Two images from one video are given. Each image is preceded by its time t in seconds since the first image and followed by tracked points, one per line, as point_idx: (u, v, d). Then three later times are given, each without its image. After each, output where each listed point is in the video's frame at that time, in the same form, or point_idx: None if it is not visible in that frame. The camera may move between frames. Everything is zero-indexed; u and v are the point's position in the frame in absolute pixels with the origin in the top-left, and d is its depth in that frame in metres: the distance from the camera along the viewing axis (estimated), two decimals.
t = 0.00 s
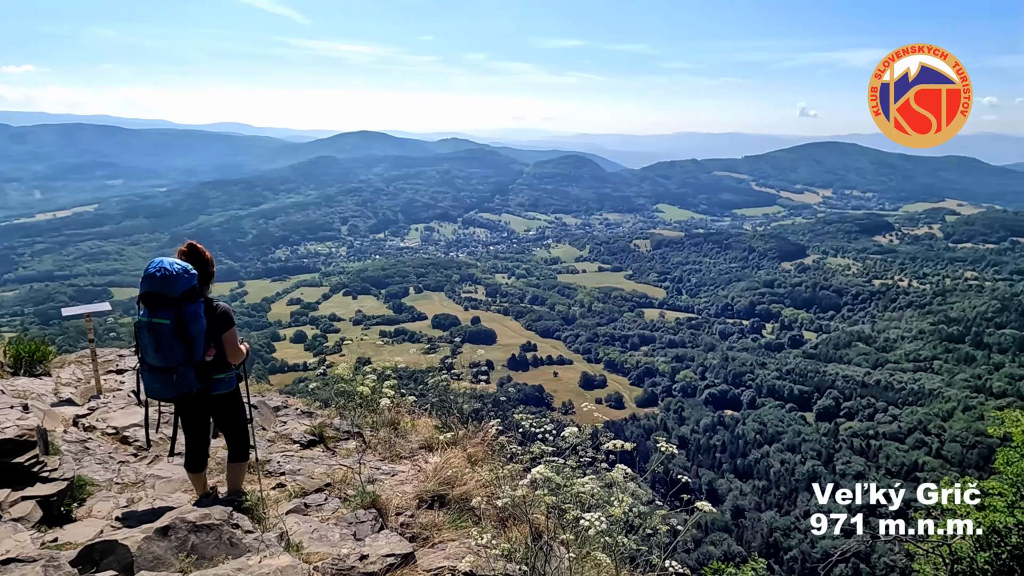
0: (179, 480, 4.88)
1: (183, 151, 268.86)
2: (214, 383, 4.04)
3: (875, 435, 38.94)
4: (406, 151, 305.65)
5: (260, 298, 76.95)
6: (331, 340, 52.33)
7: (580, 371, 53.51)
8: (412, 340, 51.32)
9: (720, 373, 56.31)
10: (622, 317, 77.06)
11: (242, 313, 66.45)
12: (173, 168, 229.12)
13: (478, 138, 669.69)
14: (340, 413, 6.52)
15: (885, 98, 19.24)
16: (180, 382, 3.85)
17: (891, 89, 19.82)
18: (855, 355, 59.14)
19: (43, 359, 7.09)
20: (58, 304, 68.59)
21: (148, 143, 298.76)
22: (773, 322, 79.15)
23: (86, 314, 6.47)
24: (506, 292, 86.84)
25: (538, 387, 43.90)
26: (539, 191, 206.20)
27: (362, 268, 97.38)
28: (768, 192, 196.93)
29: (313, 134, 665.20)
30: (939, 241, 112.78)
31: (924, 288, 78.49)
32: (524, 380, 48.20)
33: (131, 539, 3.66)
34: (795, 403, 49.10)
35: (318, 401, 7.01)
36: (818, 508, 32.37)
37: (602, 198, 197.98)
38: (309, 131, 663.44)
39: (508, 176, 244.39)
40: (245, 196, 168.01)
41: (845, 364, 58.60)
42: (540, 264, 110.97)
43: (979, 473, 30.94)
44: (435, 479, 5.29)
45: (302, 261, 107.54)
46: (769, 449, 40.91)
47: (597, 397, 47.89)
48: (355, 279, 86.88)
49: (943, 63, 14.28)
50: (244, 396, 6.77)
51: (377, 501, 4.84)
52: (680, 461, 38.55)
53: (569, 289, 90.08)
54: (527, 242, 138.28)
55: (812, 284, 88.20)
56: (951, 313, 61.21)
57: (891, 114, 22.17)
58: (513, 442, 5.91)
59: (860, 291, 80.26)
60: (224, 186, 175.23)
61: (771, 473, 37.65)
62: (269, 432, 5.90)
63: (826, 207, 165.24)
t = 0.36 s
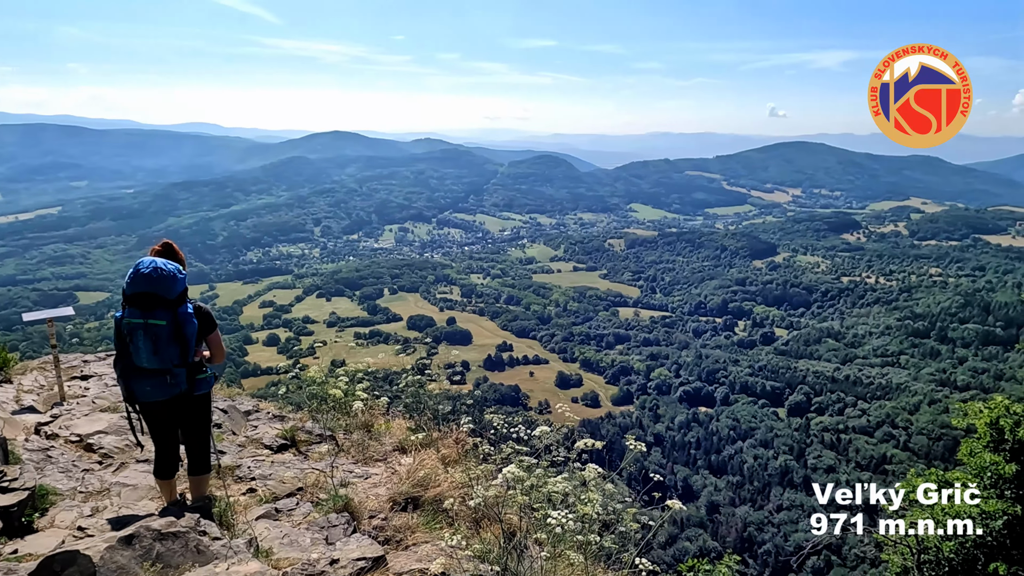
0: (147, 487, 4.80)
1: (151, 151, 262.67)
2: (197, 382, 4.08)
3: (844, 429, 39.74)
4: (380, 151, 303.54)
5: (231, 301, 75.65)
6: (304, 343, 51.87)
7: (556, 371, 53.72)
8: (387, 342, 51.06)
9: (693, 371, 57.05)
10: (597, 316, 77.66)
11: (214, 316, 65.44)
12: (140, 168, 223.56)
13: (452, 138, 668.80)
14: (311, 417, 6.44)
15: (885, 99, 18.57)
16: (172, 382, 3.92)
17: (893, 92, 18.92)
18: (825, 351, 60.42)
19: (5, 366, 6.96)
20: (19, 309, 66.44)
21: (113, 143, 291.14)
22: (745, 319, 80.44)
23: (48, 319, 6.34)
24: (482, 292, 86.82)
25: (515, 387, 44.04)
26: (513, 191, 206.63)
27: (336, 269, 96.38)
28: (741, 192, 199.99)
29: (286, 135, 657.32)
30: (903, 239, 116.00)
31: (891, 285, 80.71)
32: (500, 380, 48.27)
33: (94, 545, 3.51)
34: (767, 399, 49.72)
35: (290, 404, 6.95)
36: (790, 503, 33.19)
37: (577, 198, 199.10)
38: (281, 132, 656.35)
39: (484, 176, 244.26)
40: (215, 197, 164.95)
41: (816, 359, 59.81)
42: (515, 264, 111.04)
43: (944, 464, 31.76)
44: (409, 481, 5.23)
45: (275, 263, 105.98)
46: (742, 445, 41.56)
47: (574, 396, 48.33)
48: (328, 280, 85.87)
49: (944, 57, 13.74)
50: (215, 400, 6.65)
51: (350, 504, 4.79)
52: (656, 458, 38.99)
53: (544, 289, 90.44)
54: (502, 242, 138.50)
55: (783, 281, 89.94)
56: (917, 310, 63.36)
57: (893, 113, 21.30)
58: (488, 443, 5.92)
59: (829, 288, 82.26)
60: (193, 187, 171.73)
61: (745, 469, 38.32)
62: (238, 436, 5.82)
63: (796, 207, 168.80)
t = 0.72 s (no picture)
0: (112, 498, 4.69)
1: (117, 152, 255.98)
2: (165, 387, 4.02)
3: (816, 425, 40.75)
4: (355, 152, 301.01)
5: (202, 305, 74.39)
6: (278, 345, 51.50)
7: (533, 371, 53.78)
8: (362, 344, 50.78)
9: (668, 369, 57.56)
10: (573, 316, 78.04)
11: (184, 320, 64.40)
12: (106, 170, 217.96)
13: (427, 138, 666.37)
14: (284, 421, 6.36)
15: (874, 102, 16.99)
16: (144, 389, 3.84)
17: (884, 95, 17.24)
18: (797, 347, 61.72)
19: None
20: None
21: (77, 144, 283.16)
22: (719, 317, 81.69)
23: (9, 326, 6.14)
24: (457, 293, 86.65)
25: (491, 388, 44.02)
26: (488, 192, 206.92)
27: (310, 271, 95.35)
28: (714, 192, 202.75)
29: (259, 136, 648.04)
30: (871, 237, 118.87)
31: (859, 282, 82.78)
32: (477, 381, 48.22)
33: (56, 559, 3.42)
34: (741, 395, 51.39)
35: (262, 407, 6.87)
36: (765, 498, 34.01)
37: (552, 199, 200.03)
38: (253, 132, 647.34)
39: (460, 177, 243.76)
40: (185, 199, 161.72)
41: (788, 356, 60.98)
42: (491, 265, 110.77)
43: (912, 456, 33.05)
44: (384, 485, 5.19)
45: (247, 266, 104.42)
46: (717, 442, 42.09)
47: (551, 395, 48.50)
48: (302, 282, 84.84)
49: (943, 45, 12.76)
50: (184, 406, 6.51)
51: (322, 510, 4.75)
52: (632, 457, 39.07)
53: (520, 289, 90.64)
54: (478, 243, 138.49)
55: (755, 279, 91.41)
56: (884, 306, 65.26)
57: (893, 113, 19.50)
58: (462, 444, 5.92)
59: (800, 287, 84.11)
60: (162, 189, 168.19)
61: (720, 465, 38.86)
62: (209, 442, 5.73)
63: (767, 207, 171.89)
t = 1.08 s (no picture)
0: (72, 508, 4.58)
1: (79, 152, 248.51)
2: (126, 391, 3.96)
3: (785, 421, 41.93)
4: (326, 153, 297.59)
5: (169, 310, 72.84)
6: (249, 350, 50.85)
7: (507, 372, 53.79)
8: (336, 346, 50.36)
9: (641, 368, 58.03)
10: (547, 316, 78.27)
11: (152, 325, 63.10)
12: (67, 172, 211.27)
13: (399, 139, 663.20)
14: (252, 427, 6.28)
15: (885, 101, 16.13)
16: (106, 397, 3.78)
17: (893, 93, 16.24)
18: (767, 344, 62.94)
19: None
20: None
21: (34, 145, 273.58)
22: (690, 315, 82.88)
23: None
24: (431, 295, 86.35)
25: (466, 389, 43.96)
26: (460, 194, 206.42)
27: (280, 274, 94.03)
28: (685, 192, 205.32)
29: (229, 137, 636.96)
30: (837, 235, 121.80)
31: (826, 280, 85.02)
32: (452, 382, 48.07)
33: None
34: (713, 392, 52.37)
35: (230, 413, 6.78)
36: (737, 493, 34.55)
37: (525, 199, 200.34)
38: (222, 134, 636.25)
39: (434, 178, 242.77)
40: (151, 202, 157.88)
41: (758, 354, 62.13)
42: (464, 266, 110.04)
43: (878, 449, 34.10)
44: (357, 489, 5.15)
45: (215, 269, 102.42)
46: (690, 439, 42.72)
47: (526, 396, 48.55)
48: (272, 286, 83.65)
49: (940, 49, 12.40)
50: (148, 413, 6.33)
51: (292, 515, 4.68)
52: (607, 455, 39.25)
53: (494, 291, 90.65)
54: (451, 244, 138.15)
55: (725, 279, 92.98)
56: (850, 303, 67.11)
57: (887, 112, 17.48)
58: (433, 446, 5.91)
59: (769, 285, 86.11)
60: (127, 192, 163.89)
61: (694, 462, 39.52)
62: (176, 449, 5.64)
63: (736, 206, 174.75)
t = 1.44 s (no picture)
0: (31, 519, 4.46)
1: (36, 152, 239.92)
2: (85, 397, 3.88)
3: (756, 415, 43.40)
4: (296, 153, 293.17)
5: (134, 314, 71.26)
6: (218, 353, 50.20)
7: (481, 372, 53.80)
8: (307, 349, 49.92)
9: (615, 366, 58.44)
10: (520, 315, 78.47)
11: (116, 330, 61.76)
12: (25, 172, 204.04)
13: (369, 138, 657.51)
14: (219, 432, 6.19)
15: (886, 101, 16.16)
16: (66, 405, 3.71)
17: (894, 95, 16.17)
18: (737, 340, 63.92)
19: None
20: None
21: None
22: (662, 313, 83.84)
23: None
24: (404, 295, 85.97)
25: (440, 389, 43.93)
26: (432, 193, 206.01)
27: (249, 276, 92.51)
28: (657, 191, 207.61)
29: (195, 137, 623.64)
30: (803, 233, 124.55)
31: (793, 276, 87.20)
32: (425, 383, 48.04)
33: None
34: (686, 389, 53.07)
35: (198, 418, 6.68)
36: (710, 488, 34.75)
37: (497, 199, 200.43)
38: (188, 133, 622.83)
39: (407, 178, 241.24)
40: (115, 203, 153.68)
41: (729, 350, 63.00)
42: (437, 266, 109.66)
43: (845, 441, 35.99)
44: (327, 492, 5.12)
45: (182, 271, 100.33)
46: (663, 435, 42.62)
47: (500, 395, 48.69)
48: (241, 288, 82.33)
49: (938, 48, 12.49)
50: (111, 420, 6.18)
51: (261, 521, 4.63)
52: (581, 452, 38.60)
53: (467, 290, 90.54)
54: (423, 244, 137.65)
55: (696, 275, 94.37)
56: (818, 299, 68.85)
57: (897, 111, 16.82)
58: (404, 447, 5.90)
59: (739, 282, 87.98)
60: (89, 193, 159.17)
61: (666, 458, 38.84)
62: (140, 456, 5.55)
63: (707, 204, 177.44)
